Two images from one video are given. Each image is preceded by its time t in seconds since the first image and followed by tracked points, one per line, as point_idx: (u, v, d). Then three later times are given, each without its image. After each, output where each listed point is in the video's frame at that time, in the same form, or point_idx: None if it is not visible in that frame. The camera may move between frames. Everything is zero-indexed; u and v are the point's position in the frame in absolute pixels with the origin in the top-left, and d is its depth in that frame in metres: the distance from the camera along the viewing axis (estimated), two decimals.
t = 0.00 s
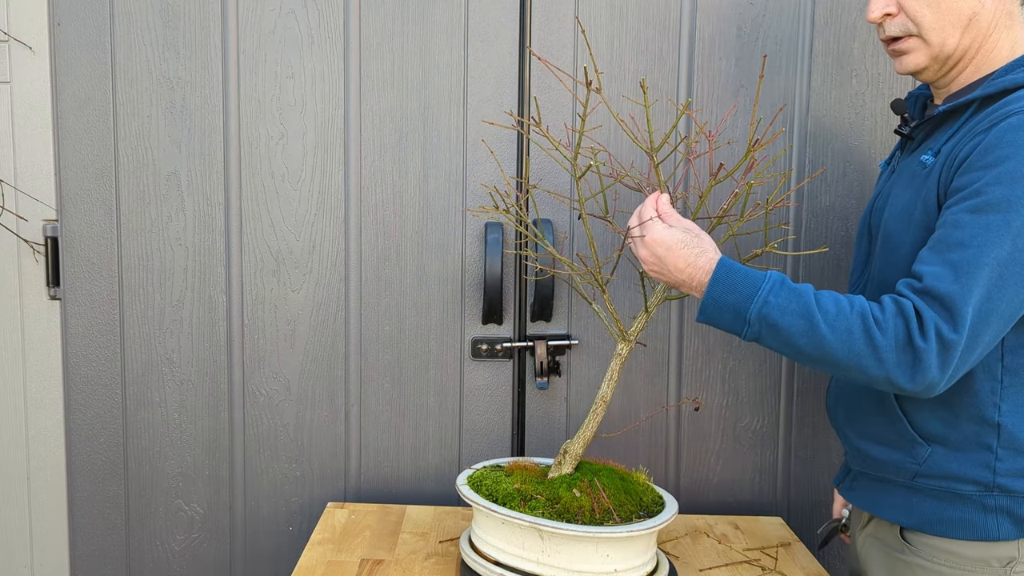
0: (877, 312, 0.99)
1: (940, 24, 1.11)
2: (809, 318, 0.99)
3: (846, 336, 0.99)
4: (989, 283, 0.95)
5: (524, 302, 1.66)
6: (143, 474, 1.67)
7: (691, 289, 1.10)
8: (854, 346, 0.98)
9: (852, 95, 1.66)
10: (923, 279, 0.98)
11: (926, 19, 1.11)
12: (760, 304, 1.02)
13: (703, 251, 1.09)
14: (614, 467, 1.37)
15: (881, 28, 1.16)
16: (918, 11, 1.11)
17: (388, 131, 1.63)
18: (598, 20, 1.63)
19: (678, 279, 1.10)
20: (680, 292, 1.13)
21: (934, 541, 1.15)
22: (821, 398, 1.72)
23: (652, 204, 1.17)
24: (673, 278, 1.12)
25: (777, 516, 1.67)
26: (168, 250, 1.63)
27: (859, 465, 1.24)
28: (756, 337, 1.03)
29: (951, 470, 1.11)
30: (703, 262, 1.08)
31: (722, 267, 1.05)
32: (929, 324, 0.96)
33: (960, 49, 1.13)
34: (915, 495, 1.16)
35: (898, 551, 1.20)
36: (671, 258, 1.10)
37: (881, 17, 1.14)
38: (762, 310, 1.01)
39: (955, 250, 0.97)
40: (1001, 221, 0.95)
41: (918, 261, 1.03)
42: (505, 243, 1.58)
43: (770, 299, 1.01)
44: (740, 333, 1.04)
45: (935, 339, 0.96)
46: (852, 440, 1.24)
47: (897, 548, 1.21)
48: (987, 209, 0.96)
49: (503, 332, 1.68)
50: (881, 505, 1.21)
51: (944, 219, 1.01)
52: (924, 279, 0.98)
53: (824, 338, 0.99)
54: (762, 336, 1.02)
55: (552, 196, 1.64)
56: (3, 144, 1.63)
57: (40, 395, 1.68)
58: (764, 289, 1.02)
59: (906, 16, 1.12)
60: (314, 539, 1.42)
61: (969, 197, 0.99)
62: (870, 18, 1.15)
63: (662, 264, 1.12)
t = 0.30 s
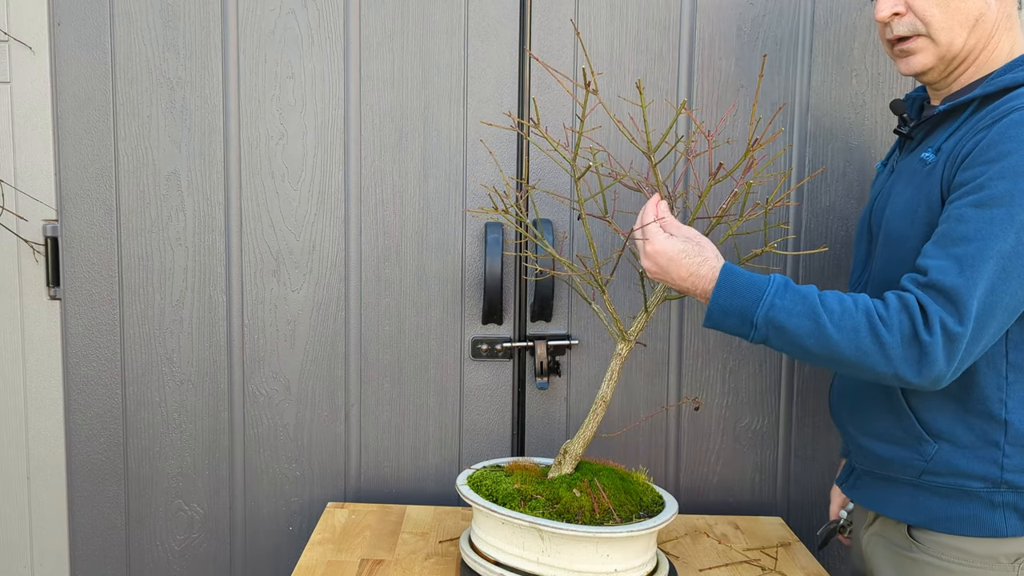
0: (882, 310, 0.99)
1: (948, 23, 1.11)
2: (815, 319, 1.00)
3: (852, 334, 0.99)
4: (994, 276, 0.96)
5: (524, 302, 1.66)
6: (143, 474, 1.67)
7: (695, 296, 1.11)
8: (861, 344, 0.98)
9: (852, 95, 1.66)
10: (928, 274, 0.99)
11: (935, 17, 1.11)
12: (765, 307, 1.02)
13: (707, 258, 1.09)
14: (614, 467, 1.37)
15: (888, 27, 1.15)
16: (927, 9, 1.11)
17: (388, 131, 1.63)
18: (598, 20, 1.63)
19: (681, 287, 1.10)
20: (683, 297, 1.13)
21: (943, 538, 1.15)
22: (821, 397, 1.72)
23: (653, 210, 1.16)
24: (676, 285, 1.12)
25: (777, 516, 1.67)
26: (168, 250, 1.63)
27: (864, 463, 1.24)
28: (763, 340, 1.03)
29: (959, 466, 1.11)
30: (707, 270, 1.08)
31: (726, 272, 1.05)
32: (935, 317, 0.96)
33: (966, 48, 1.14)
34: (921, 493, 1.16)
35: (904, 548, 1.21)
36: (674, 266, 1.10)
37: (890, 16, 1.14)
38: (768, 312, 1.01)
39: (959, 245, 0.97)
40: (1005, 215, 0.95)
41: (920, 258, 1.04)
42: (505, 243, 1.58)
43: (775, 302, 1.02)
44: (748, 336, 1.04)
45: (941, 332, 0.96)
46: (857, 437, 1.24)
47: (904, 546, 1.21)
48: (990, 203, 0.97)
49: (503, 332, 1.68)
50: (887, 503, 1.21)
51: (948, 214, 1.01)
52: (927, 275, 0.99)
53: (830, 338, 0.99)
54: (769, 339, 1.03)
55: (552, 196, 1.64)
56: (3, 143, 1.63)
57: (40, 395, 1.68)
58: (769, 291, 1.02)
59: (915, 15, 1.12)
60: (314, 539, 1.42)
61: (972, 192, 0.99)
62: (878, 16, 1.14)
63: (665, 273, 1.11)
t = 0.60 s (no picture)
0: (893, 311, 0.99)
1: (949, 26, 1.12)
2: (828, 322, 1.00)
3: (866, 336, 0.99)
4: (999, 274, 0.97)
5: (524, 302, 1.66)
6: (143, 474, 1.67)
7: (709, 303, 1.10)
8: (874, 346, 0.98)
9: (852, 95, 1.66)
10: (934, 273, 0.99)
11: (935, 20, 1.12)
12: (779, 310, 1.01)
13: (718, 264, 1.09)
14: (614, 467, 1.37)
15: (890, 30, 1.16)
16: (927, 12, 1.12)
17: (388, 131, 1.63)
18: (598, 20, 1.63)
19: (695, 294, 1.10)
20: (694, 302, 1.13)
21: (948, 534, 1.15)
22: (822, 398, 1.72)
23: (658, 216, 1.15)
24: (689, 293, 1.11)
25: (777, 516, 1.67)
26: (168, 250, 1.63)
27: (866, 460, 1.24)
28: (777, 344, 1.03)
29: (963, 462, 1.11)
30: (720, 275, 1.08)
31: (739, 277, 1.05)
32: (945, 318, 0.96)
33: (967, 51, 1.14)
34: (923, 488, 1.16)
35: (908, 545, 1.20)
36: (687, 275, 1.09)
37: (891, 19, 1.14)
38: (782, 316, 1.01)
39: (965, 244, 0.97)
40: (1009, 214, 0.96)
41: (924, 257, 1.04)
42: (505, 243, 1.58)
43: (788, 305, 1.01)
44: (762, 341, 1.04)
45: (951, 332, 0.96)
46: (859, 434, 1.24)
47: (907, 543, 1.21)
48: (994, 202, 0.97)
49: (503, 332, 1.68)
50: (889, 501, 1.20)
51: (951, 213, 1.01)
52: (934, 274, 0.99)
53: (844, 341, 0.99)
54: (783, 342, 1.03)
55: (551, 196, 1.64)
56: (3, 143, 1.63)
57: (40, 395, 1.68)
58: (782, 295, 1.02)
59: (915, 18, 1.13)
60: (314, 539, 1.42)
61: (975, 191, 1.00)
62: (880, 19, 1.15)
63: (678, 281, 1.10)
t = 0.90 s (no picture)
0: (895, 308, 1.00)
1: (950, 27, 1.12)
2: (831, 319, 1.00)
3: (868, 334, 0.99)
4: (1001, 271, 0.97)
5: (524, 302, 1.66)
6: (143, 474, 1.67)
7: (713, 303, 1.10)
8: (877, 343, 0.99)
9: (852, 95, 1.66)
10: (936, 271, 0.99)
11: (937, 21, 1.12)
12: (782, 309, 1.01)
13: (721, 264, 1.08)
14: (614, 467, 1.37)
15: (892, 32, 1.16)
16: (930, 14, 1.12)
17: (388, 131, 1.63)
18: (598, 20, 1.63)
19: (699, 295, 1.10)
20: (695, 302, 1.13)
21: (946, 531, 1.15)
22: (822, 397, 1.72)
23: (657, 216, 1.14)
24: (692, 294, 1.10)
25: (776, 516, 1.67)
26: (168, 250, 1.63)
27: (867, 457, 1.25)
28: (780, 341, 1.03)
29: (963, 458, 1.11)
30: (724, 275, 1.07)
31: (742, 276, 1.05)
32: (947, 314, 0.96)
33: (968, 53, 1.14)
34: (923, 485, 1.16)
35: (908, 541, 1.21)
36: (691, 276, 1.09)
37: (893, 21, 1.15)
38: (786, 313, 1.01)
39: (968, 242, 0.97)
40: (1011, 212, 0.96)
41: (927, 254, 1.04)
42: (505, 243, 1.58)
43: (792, 303, 1.01)
44: (766, 339, 1.04)
45: (954, 328, 0.96)
46: (860, 432, 1.24)
47: (908, 539, 1.21)
48: (997, 200, 0.97)
49: (503, 332, 1.68)
50: (888, 498, 1.21)
51: (953, 211, 1.01)
52: (937, 271, 0.99)
53: (847, 338, 0.99)
54: (786, 340, 1.03)
55: (551, 196, 1.64)
56: (3, 144, 1.63)
57: (40, 395, 1.68)
58: (785, 293, 1.02)
59: (917, 20, 1.13)
60: (314, 539, 1.42)
61: (978, 189, 1.00)
62: (882, 20, 1.15)
63: (681, 283, 1.10)
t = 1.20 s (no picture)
0: (901, 305, 1.00)
1: (956, 26, 1.12)
2: (836, 315, 1.00)
3: (874, 330, 0.99)
4: (1008, 270, 0.97)
5: (524, 302, 1.66)
6: (143, 474, 1.67)
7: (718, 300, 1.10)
8: (883, 339, 0.99)
9: (852, 95, 1.66)
10: (943, 269, 0.99)
11: (942, 20, 1.12)
12: (787, 304, 1.01)
13: (726, 258, 1.08)
14: (614, 467, 1.37)
15: (898, 31, 1.16)
16: (936, 13, 1.12)
17: (388, 131, 1.63)
18: (598, 20, 1.63)
19: (705, 291, 1.09)
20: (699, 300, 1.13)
21: (954, 531, 1.15)
22: (823, 397, 1.72)
23: (659, 213, 1.13)
24: (697, 291, 1.10)
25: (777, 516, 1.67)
26: (168, 250, 1.63)
27: (875, 458, 1.25)
28: (785, 337, 1.03)
29: (971, 458, 1.11)
30: (730, 269, 1.08)
31: (747, 271, 1.05)
32: (953, 312, 0.96)
33: (974, 52, 1.14)
34: (931, 486, 1.16)
35: (915, 541, 1.20)
36: (698, 273, 1.09)
37: (899, 20, 1.15)
38: (791, 309, 1.01)
39: (976, 240, 0.97)
40: (1019, 211, 0.96)
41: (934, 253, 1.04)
42: (505, 244, 1.58)
43: (797, 298, 1.01)
44: (771, 336, 1.04)
45: (960, 326, 0.96)
46: (866, 431, 1.24)
47: (914, 539, 1.20)
48: (1005, 199, 0.97)
49: (503, 332, 1.68)
50: (895, 498, 1.21)
51: (961, 210, 1.01)
52: (944, 269, 0.99)
53: (852, 334, 0.99)
54: (792, 336, 1.03)
55: (551, 196, 1.64)
56: (3, 143, 1.63)
57: (40, 395, 1.68)
58: (790, 288, 1.02)
59: (923, 19, 1.13)
60: (314, 539, 1.42)
61: (985, 188, 1.00)
62: (887, 20, 1.15)
63: (687, 279, 1.10)
